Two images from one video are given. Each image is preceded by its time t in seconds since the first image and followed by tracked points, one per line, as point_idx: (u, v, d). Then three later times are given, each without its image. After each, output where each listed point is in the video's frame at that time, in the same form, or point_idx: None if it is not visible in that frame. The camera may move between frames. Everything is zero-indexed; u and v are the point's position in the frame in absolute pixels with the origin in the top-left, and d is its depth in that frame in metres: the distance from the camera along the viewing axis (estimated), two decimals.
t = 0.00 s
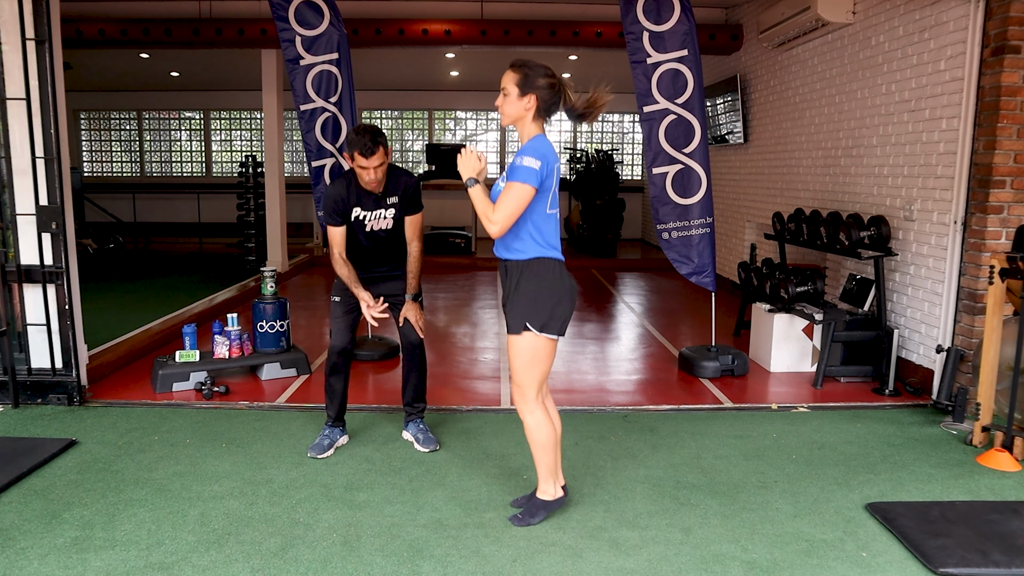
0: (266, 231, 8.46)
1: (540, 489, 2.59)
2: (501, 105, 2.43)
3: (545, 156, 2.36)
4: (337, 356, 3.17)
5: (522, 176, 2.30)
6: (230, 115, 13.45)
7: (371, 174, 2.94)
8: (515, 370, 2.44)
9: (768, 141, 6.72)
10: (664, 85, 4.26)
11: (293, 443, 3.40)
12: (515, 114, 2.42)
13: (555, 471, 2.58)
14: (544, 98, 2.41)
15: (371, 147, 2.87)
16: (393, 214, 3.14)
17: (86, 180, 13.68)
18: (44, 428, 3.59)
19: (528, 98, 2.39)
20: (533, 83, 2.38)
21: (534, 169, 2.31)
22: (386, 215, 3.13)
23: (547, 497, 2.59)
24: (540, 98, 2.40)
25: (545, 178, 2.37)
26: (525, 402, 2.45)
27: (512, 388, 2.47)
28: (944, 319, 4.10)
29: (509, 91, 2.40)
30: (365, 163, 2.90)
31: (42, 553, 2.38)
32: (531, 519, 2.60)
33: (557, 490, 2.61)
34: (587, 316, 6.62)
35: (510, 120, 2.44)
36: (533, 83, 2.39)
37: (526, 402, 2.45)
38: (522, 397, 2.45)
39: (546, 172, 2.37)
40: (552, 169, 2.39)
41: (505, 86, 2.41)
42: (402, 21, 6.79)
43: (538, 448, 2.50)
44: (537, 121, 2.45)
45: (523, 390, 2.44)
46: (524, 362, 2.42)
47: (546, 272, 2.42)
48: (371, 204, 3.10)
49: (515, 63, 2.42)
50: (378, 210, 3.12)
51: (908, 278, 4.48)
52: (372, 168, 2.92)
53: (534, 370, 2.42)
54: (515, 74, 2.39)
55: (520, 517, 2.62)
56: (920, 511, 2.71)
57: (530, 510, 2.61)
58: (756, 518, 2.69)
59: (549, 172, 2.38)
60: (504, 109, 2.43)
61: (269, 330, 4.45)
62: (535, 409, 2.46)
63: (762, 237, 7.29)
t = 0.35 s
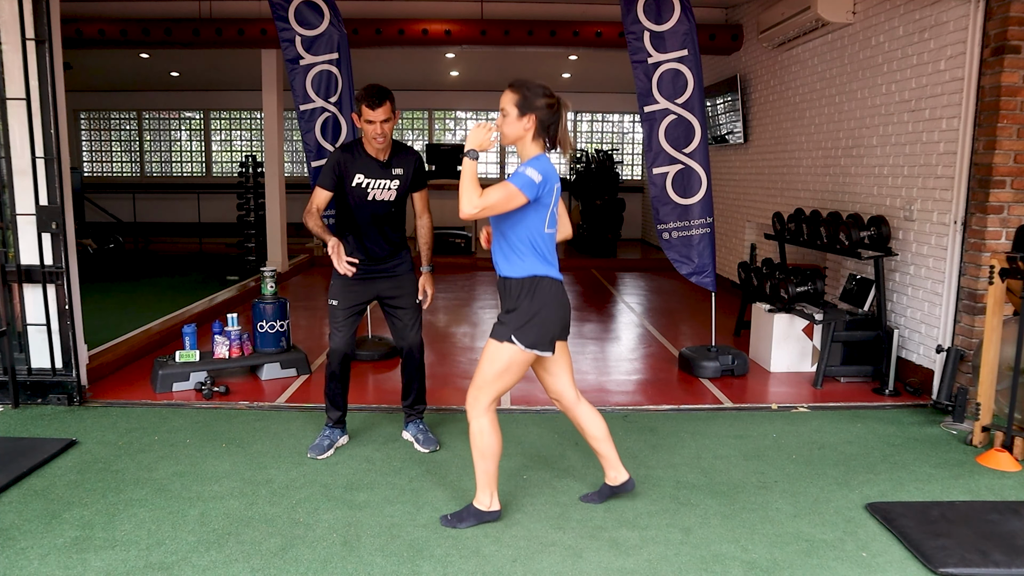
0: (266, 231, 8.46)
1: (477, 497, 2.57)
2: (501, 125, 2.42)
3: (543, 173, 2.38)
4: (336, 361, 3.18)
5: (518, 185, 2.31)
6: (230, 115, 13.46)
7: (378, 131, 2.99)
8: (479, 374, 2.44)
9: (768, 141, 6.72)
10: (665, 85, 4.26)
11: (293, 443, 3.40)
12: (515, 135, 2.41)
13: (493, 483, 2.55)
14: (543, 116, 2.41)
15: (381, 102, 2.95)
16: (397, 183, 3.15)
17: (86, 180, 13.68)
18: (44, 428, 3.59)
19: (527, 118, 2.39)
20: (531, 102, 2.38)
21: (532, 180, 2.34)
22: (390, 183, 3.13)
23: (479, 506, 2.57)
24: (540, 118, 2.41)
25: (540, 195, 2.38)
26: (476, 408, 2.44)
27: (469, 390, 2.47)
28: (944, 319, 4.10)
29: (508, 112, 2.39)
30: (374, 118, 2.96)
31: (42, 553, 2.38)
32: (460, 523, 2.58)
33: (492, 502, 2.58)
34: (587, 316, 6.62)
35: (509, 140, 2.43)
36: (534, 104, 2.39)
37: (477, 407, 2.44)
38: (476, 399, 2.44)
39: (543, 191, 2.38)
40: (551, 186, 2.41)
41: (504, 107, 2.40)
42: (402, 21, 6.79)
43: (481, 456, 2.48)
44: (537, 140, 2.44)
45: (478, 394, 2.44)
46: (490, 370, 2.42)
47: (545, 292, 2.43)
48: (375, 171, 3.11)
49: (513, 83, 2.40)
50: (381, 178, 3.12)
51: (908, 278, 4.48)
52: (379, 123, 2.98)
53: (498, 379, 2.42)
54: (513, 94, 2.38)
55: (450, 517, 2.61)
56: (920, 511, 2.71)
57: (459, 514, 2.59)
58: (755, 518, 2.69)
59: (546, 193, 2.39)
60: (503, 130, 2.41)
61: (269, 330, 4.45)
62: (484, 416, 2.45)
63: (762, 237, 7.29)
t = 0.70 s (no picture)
0: (266, 232, 8.46)
1: (545, 493, 2.60)
2: (509, 113, 2.44)
3: (552, 163, 2.35)
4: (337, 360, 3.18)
5: (533, 183, 2.31)
6: (230, 115, 13.45)
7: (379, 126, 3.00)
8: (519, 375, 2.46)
9: (768, 141, 6.72)
10: (665, 85, 4.26)
11: (293, 443, 3.40)
12: (523, 122, 2.43)
13: (559, 476, 2.58)
14: (551, 104, 2.41)
15: (384, 100, 2.95)
16: (398, 177, 3.16)
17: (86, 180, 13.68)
18: (44, 428, 3.59)
19: (535, 106, 2.40)
20: (539, 89, 2.39)
21: (544, 174, 2.32)
22: (392, 177, 3.15)
23: (549, 502, 2.61)
24: (547, 106, 2.41)
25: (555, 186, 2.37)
26: (531, 407, 2.46)
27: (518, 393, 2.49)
28: (944, 319, 4.10)
29: (516, 99, 2.41)
30: (378, 116, 2.96)
31: (42, 553, 2.39)
32: (530, 520, 2.62)
33: (561, 496, 2.62)
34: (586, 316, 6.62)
35: (518, 127, 2.45)
36: (540, 90, 2.39)
37: (531, 407, 2.46)
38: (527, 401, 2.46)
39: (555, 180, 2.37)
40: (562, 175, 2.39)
41: (512, 94, 2.42)
42: (402, 21, 6.79)
43: (541, 454, 2.50)
44: (545, 128, 2.45)
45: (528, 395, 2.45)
46: (528, 369, 2.43)
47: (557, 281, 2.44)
48: (376, 165, 3.12)
49: (521, 70, 2.42)
50: (383, 172, 3.13)
51: (908, 278, 4.48)
52: (382, 121, 2.98)
53: (537, 376, 2.44)
54: (521, 81, 2.39)
55: (519, 515, 2.63)
56: (920, 511, 2.71)
57: (530, 511, 2.62)
58: (755, 518, 2.69)
59: (558, 181, 2.38)
60: (512, 116, 2.44)
61: (269, 330, 4.45)
62: (540, 413, 2.46)
63: (762, 237, 7.29)
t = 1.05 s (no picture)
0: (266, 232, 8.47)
1: (627, 495, 2.54)
2: (512, 133, 2.43)
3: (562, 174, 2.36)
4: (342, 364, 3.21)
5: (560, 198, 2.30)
6: (230, 115, 13.45)
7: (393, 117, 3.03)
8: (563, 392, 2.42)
9: (768, 141, 6.72)
10: (665, 85, 4.26)
11: (293, 443, 3.40)
12: (526, 140, 2.42)
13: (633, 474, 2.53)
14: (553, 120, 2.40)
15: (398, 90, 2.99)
16: (411, 170, 3.18)
17: (86, 180, 13.68)
18: (44, 428, 3.59)
19: (538, 123, 2.39)
20: (542, 107, 2.38)
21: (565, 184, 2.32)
22: (405, 170, 3.16)
23: (633, 502, 2.55)
24: (550, 124, 2.40)
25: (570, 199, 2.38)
26: (586, 417, 2.41)
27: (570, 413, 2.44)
28: (945, 319, 4.10)
29: (518, 117, 2.40)
30: (392, 105, 2.99)
31: (42, 553, 2.39)
32: (620, 525, 2.57)
33: (642, 495, 2.56)
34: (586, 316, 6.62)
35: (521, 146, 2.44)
36: (542, 107, 2.39)
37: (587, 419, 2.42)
38: (579, 414, 2.42)
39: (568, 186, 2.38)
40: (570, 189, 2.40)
41: (514, 112, 2.41)
42: (402, 21, 6.79)
43: (612, 459, 2.45)
44: (546, 145, 2.45)
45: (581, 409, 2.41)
46: (567, 383, 2.40)
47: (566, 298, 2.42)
48: (389, 159, 3.13)
49: (524, 88, 2.41)
50: (396, 165, 3.14)
51: (908, 278, 4.48)
52: (396, 110, 3.02)
53: (578, 387, 2.40)
54: (524, 99, 2.39)
55: (605, 521, 2.59)
56: (920, 511, 2.70)
57: (617, 516, 2.57)
58: (756, 518, 2.69)
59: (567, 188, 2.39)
60: (514, 133, 2.42)
61: (269, 330, 4.45)
62: (598, 421, 2.42)
63: (762, 237, 7.29)
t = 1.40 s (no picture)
0: (266, 232, 8.47)
1: (554, 494, 2.62)
2: (513, 115, 2.44)
3: (553, 170, 2.36)
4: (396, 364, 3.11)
5: (530, 189, 2.32)
6: (230, 115, 13.45)
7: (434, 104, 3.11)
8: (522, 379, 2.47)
9: (768, 141, 6.72)
10: (665, 85, 4.26)
11: (293, 443, 3.40)
12: (527, 125, 2.43)
13: (567, 477, 2.60)
14: (554, 107, 2.41)
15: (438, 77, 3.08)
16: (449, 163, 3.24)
17: (86, 180, 13.68)
18: (43, 428, 3.59)
19: (539, 108, 2.40)
20: (543, 92, 2.38)
21: (542, 181, 2.32)
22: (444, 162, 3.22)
23: (559, 502, 2.62)
24: (551, 109, 2.41)
25: (554, 193, 2.38)
26: (536, 410, 2.47)
27: (523, 397, 2.50)
28: (944, 319, 4.10)
29: (521, 101, 2.41)
30: (433, 91, 3.07)
31: (42, 553, 2.38)
32: (541, 519, 2.62)
33: (569, 496, 2.63)
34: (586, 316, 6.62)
35: (522, 130, 2.45)
36: (545, 92, 2.39)
37: (536, 411, 2.48)
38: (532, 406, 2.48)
39: (555, 188, 2.37)
40: (561, 183, 2.40)
41: (516, 96, 2.41)
42: (402, 21, 6.79)
43: (548, 455, 2.52)
44: (550, 131, 2.45)
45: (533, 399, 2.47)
46: (532, 371, 2.45)
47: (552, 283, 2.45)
48: (429, 150, 3.18)
49: (525, 73, 2.42)
50: (436, 157, 3.20)
51: (908, 278, 4.48)
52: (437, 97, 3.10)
53: (543, 380, 2.45)
54: (526, 84, 2.39)
55: (528, 515, 2.63)
56: (920, 511, 2.70)
57: (540, 510, 2.63)
58: (756, 518, 2.69)
59: (558, 188, 2.39)
60: (516, 119, 2.44)
61: (269, 330, 4.45)
62: (546, 417, 2.48)
63: (762, 237, 7.29)
